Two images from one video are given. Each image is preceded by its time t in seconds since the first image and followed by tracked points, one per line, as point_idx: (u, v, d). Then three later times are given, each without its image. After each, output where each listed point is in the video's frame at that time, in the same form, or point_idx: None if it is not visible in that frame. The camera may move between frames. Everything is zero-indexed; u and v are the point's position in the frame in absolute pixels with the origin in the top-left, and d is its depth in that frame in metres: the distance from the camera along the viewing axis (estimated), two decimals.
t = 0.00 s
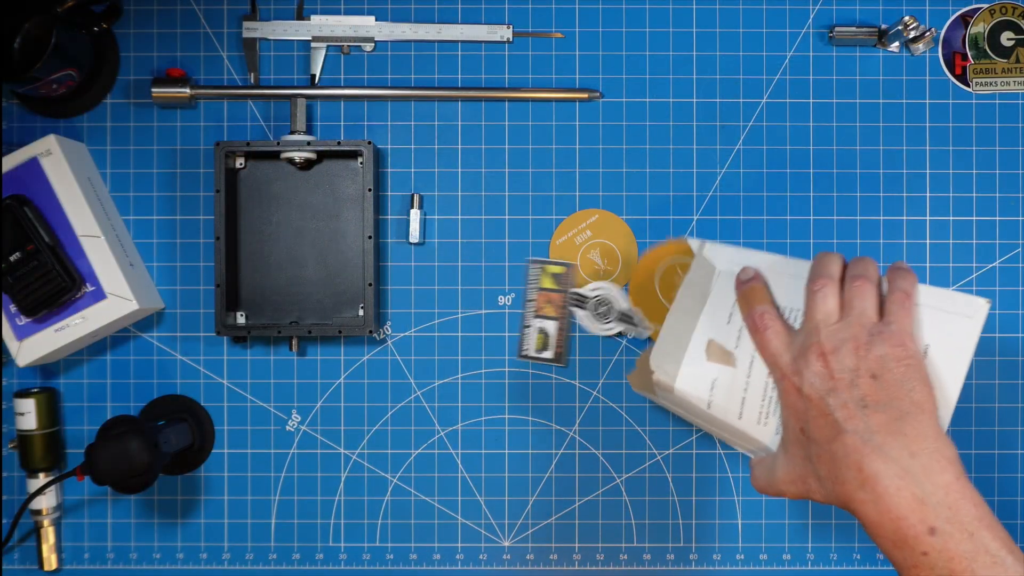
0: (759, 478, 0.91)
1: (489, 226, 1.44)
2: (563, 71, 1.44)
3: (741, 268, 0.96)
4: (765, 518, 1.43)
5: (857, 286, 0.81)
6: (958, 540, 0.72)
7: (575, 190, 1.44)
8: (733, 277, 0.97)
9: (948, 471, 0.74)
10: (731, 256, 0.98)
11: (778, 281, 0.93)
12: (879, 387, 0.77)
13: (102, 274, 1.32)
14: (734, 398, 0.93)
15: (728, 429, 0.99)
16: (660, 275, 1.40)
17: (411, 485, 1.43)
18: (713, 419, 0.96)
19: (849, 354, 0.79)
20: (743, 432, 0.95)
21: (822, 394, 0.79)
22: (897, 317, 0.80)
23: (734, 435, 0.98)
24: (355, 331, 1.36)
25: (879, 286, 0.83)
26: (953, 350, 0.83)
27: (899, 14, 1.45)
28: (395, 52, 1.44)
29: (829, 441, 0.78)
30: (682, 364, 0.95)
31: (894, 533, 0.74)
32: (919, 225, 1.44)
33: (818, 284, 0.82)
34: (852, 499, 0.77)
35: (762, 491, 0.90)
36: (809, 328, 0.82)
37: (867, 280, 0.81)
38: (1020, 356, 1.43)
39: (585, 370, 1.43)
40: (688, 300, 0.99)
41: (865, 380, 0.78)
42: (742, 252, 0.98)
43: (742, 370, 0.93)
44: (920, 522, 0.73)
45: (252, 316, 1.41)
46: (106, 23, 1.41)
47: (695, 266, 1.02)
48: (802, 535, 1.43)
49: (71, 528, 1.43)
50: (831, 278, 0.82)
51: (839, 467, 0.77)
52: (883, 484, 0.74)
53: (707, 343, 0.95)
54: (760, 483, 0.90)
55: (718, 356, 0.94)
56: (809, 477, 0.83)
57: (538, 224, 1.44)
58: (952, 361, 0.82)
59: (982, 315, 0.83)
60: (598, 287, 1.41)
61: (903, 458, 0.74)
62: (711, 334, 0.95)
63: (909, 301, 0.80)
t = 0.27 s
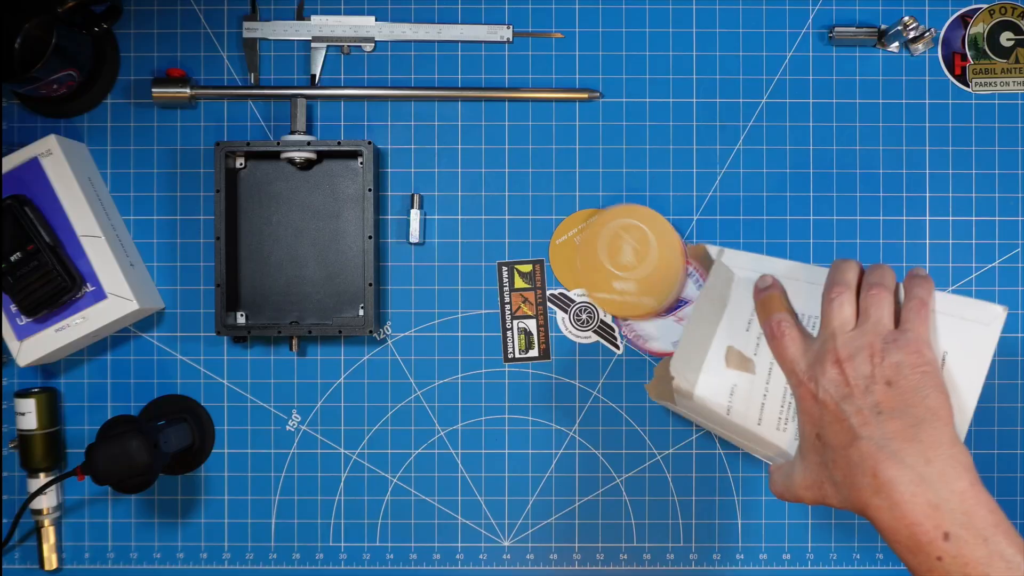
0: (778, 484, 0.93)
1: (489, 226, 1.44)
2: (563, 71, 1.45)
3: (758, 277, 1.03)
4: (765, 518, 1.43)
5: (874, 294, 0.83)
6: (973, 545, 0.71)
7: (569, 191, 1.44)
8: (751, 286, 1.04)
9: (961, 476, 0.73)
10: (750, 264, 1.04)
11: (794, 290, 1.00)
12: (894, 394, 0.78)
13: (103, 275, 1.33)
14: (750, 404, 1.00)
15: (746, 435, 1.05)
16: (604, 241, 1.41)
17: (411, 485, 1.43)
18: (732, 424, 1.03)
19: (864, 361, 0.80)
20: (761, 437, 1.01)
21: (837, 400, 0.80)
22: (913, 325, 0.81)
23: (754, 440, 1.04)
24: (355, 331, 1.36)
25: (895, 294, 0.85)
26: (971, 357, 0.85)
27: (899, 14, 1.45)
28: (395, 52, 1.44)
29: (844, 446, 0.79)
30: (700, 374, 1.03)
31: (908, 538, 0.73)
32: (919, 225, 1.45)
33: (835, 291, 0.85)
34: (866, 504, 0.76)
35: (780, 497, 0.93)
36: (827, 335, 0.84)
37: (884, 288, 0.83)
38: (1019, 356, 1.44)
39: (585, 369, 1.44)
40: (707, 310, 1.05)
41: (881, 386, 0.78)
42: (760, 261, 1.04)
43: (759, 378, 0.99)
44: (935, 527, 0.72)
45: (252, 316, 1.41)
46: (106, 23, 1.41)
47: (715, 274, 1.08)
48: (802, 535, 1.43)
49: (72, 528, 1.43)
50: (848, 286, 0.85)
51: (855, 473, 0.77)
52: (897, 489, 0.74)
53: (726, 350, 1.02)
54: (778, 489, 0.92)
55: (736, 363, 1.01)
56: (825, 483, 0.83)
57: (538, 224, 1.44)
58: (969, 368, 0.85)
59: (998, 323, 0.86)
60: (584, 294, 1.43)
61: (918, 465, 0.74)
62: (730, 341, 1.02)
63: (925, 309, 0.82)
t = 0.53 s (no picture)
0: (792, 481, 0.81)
1: (489, 226, 1.44)
2: (563, 71, 1.45)
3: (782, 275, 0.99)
4: (766, 518, 1.43)
5: (897, 294, 0.70)
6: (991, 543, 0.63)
7: (571, 187, 1.44)
8: (774, 284, 1.00)
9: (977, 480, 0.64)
10: (774, 261, 1.01)
11: (816, 288, 0.93)
12: (914, 396, 0.67)
13: (103, 275, 1.33)
14: (770, 398, 0.96)
15: (768, 432, 1.00)
16: (560, 224, 1.43)
17: (411, 485, 1.43)
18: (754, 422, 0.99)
19: (884, 362, 0.68)
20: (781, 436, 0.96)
21: (854, 400, 0.69)
22: (937, 326, 0.69)
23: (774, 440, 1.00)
24: (355, 331, 1.36)
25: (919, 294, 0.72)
26: (992, 358, 0.81)
27: (899, 14, 1.45)
28: (395, 52, 1.44)
29: (860, 448, 0.69)
30: (721, 366, 1.01)
31: (923, 543, 0.65)
32: (919, 225, 1.44)
33: (856, 290, 0.72)
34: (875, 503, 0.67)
35: (800, 496, 0.79)
36: (846, 335, 0.72)
37: (908, 288, 0.70)
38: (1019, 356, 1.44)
39: (585, 369, 1.44)
40: (730, 307, 1.04)
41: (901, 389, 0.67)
42: (784, 257, 1.00)
43: (779, 375, 0.95)
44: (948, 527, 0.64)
45: (252, 316, 1.41)
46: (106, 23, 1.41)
47: (740, 271, 1.06)
48: (802, 534, 1.43)
49: (72, 528, 1.43)
50: (871, 285, 0.72)
51: (869, 474, 0.68)
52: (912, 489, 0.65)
53: (747, 347, 0.99)
54: (797, 488, 0.79)
55: (757, 360, 0.98)
56: (841, 484, 0.72)
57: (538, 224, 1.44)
58: (991, 370, 0.81)
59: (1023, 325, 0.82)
60: (584, 293, 1.43)
61: (934, 468, 0.64)
62: (751, 337, 0.99)
63: (950, 310, 0.69)
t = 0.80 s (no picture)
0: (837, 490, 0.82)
1: (489, 226, 1.44)
2: (563, 70, 1.44)
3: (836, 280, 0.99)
4: (766, 518, 1.43)
5: (953, 306, 0.71)
6: None
7: (571, 187, 1.44)
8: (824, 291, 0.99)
9: None
10: (829, 266, 1.01)
11: (871, 296, 0.94)
12: (970, 412, 0.67)
13: (103, 274, 1.33)
14: (813, 405, 0.97)
15: (806, 437, 1.02)
16: (560, 224, 1.43)
17: (411, 485, 1.43)
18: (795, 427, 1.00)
19: (940, 376, 0.69)
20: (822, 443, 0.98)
21: (908, 413, 0.70)
22: (996, 342, 0.69)
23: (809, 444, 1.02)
24: (355, 331, 1.36)
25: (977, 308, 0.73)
26: None
27: (899, 14, 1.45)
28: (395, 52, 1.44)
29: (911, 460, 0.70)
30: (768, 370, 1.00)
31: (971, 561, 0.66)
32: (919, 225, 1.44)
33: (913, 300, 0.73)
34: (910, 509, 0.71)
35: (841, 505, 0.82)
36: (900, 345, 0.72)
37: (965, 300, 0.71)
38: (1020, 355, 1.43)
39: (586, 369, 1.43)
40: (779, 308, 1.02)
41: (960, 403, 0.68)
42: (840, 263, 1.00)
43: (828, 382, 0.97)
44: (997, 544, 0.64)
45: (252, 316, 1.41)
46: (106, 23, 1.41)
47: (790, 274, 1.04)
48: (802, 535, 1.43)
49: (72, 528, 1.43)
50: (928, 295, 0.73)
51: (921, 489, 0.69)
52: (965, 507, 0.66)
53: (795, 351, 0.99)
54: (839, 497, 0.82)
55: (806, 365, 0.98)
56: (887, 497, 0.74)
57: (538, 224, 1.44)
58: None
59: None
60: (584, 293, 1.43)
61: (987, 486, 0.66)
62: (801, 343, 0.99)
63: (1008, 326, 0.69)
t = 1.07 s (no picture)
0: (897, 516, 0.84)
1: (489, 226, 1.44)
2: (563, 71, 1.44)
3: (912, 308, 1.10)
4: (766, 518, 1.43)
5: None
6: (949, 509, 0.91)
7: (571, 187, 1.44)
8: (900, 322, 1.10)
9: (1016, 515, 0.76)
10: (906, 295, 1.12)
11: (950, 331, 1.04)
12: None
13: (103, 274, 1.33)
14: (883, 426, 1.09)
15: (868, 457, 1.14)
16: (560, 223, 1.43)
17: (411, 485, 1.43)
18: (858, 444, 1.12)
19: (1016, 408, 0.73)
20: (885, 462, 1.11)
21: (980, 439, 0.74)
22: None
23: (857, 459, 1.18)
24: (355, 331, 1.36)
25: None
26: None
27: (899, 14, 1.45)
28: (395, 52, 1.44)
29: (982, 486, 0.74)
30: (838, 387, 1.11)
31: None
32: (919, 225, 1.44)
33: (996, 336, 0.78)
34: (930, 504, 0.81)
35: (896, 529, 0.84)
36: (981, 378, 0.77)
37: None
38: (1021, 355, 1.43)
39: (586, 369, 1.43)
40: (856, 329, 1.13)
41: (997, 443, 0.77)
42: (916, 293, 1.11)
43: (896, 404, 1.08)
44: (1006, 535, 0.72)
45: (252, 316, 1.41)
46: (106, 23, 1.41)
47: (867, 299, 1.15)
48: (802, 535, 1.43)
49: (71, 528, 1.43)
50: (1008, 331, 0.78)
51: (991, 515, 0.73)
52: None
53: (868, 372, 1.10)
54: (895, 521, 0.84)
55: (876, 385, 1.09)
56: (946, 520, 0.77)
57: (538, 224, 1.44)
58: None
59: None
60: (584, 293, 1.43)
61: None
62: (870, 363, 1.10)
63: None
